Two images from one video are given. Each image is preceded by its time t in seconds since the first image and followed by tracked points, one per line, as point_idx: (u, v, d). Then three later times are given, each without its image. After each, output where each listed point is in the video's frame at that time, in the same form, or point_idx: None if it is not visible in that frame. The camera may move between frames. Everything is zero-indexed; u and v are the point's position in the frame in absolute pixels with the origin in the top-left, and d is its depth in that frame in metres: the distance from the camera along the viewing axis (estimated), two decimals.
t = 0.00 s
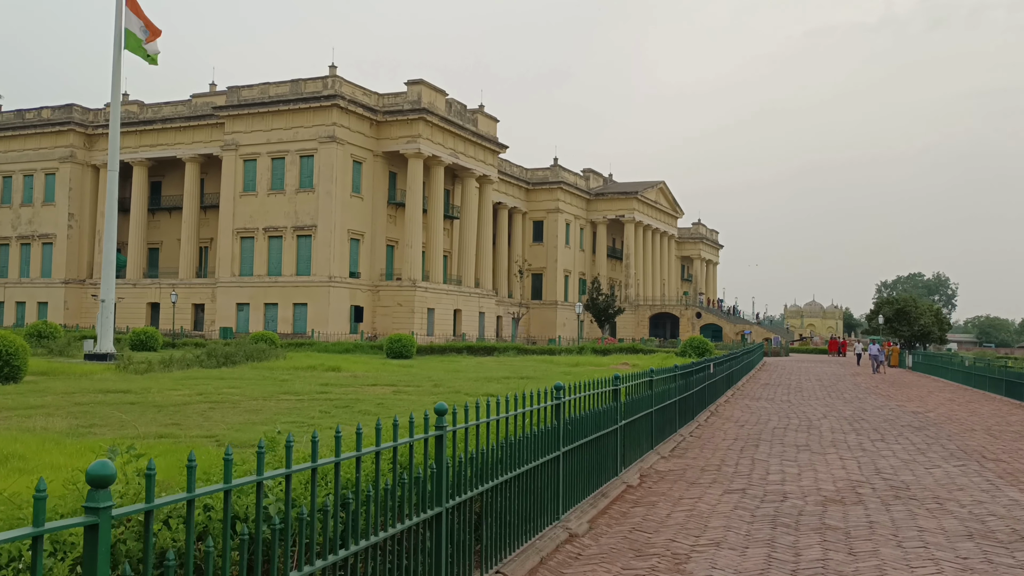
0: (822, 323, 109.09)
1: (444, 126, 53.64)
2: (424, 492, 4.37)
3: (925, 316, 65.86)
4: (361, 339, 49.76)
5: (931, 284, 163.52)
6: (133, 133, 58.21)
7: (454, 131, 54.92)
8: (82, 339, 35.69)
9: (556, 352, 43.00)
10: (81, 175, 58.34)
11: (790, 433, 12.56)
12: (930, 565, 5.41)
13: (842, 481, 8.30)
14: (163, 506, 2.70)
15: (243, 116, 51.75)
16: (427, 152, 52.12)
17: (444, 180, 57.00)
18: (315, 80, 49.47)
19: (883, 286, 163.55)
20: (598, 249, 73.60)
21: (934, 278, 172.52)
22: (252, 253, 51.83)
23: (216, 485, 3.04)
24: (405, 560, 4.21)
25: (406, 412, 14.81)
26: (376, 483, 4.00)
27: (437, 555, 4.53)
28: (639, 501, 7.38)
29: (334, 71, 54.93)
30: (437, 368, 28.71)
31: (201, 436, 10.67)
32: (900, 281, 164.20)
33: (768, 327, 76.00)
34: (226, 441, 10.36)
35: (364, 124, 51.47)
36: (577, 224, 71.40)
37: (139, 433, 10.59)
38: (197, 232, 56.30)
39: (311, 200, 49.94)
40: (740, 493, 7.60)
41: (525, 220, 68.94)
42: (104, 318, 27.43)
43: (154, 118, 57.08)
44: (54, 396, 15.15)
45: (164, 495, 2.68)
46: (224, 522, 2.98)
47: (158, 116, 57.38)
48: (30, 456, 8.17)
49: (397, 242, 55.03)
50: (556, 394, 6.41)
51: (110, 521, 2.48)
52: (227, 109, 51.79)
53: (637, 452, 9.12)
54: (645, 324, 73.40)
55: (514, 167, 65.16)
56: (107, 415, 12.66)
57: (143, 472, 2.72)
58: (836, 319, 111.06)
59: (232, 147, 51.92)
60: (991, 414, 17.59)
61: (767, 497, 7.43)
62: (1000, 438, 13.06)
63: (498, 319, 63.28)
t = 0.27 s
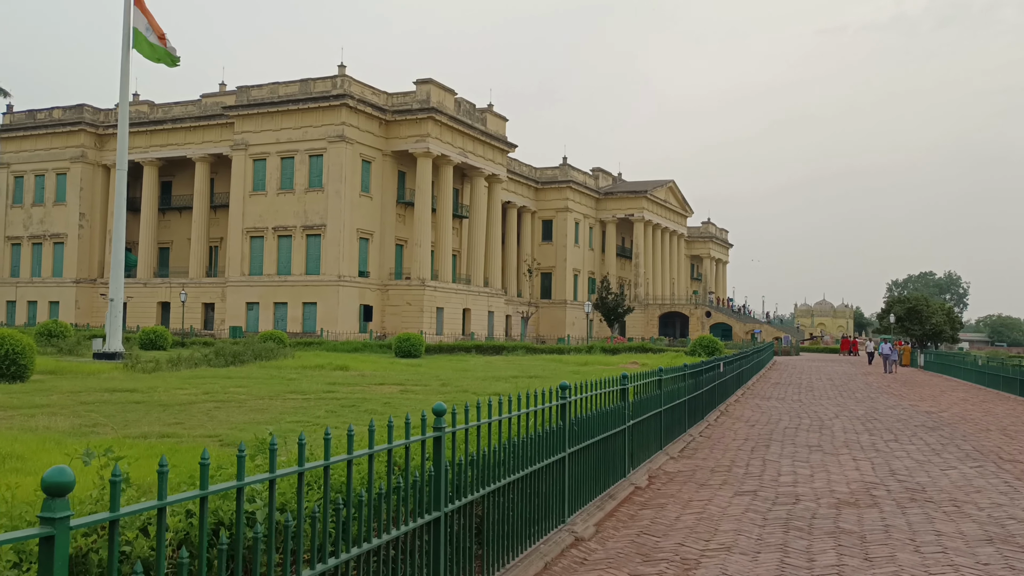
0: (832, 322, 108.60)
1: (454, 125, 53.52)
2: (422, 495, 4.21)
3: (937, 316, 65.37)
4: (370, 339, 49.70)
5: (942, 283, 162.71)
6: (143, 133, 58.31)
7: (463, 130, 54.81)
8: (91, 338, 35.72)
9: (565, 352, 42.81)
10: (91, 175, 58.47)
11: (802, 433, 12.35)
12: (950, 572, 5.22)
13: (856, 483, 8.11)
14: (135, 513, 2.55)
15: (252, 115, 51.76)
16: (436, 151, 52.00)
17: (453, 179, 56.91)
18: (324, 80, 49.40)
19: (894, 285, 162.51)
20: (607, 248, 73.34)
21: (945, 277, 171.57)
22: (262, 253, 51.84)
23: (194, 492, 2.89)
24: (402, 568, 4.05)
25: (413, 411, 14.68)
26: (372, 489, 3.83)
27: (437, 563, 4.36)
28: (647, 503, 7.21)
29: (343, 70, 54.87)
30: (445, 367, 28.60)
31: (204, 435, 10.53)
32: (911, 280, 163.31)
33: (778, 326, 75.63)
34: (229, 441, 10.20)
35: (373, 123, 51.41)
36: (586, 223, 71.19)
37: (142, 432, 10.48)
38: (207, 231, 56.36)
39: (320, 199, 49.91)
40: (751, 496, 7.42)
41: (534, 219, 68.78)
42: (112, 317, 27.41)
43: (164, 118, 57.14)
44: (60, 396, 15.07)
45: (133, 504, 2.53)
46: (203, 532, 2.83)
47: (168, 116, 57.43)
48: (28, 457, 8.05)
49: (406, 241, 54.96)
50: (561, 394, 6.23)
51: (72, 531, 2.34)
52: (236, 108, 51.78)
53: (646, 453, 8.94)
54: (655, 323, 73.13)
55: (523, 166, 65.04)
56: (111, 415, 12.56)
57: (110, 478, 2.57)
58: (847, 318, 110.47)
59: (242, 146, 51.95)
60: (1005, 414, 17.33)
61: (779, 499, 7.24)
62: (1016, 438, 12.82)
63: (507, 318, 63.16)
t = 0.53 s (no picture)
0: (844, 322, 107.94)
1: (463, 124, 53.34)
2: (419, 505, 4.00)
3: (951, 315, 64.83)
4: (379, 339, 49.56)
5: (955, 283, 161.62)
6: (153, 133, 58.35)
7: (472, 130, 54.62)
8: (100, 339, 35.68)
9: (575, 352, 42.54)
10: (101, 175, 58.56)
11: (814, 435, 12.09)
12: None
13: (873, 488, 7.87)
14: (92, 533, 2.37)
15: (261, 115, 51.72)
16: (445, 150, 51.83)
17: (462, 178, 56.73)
18: (333, 79, 49.29)
19: (907, 284, 161.27)
20: (617, 248, 73.00)
21: (958, 277, 170.38)
22: (271, 253, 51.80)
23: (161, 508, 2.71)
24: None
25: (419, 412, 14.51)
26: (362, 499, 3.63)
27: None
28: (657, 508, 6.99)
29: (352, 69, 54.76)
30: (454, 367, 28.41)
31: (205, 437, 10.36)
32: (924, 280, 162.18)
33: (789, 326, 75.15)
34: (231, 443, 10.01)
35: (382, 122, 51.28)
36: (596, 222, 70.89)
37: (144, 434, 10.34)
38: (216, 231, 56.37)
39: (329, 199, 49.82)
40: (764, 501, 7.19)
41: (543, 218, 68.53)
42: (120, 317, 27.32)
43: (173, 118, 57.16)
44: (64, 396, 14.94)
45: (88, 524, 2.34)
46: (173, 551, 2.67)
47: (177, 116, 57.45)
48: (26, 460, 7.90)
49: (415, 241, 54.82)
50: (567, 396, 6.02)
51: (15, 554, 2.17)
52: (245, 108, 51.75)
53: (656, 457, 8.73)
54: (665, 323, 72.77)
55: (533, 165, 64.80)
56: (115, 416, 12.42)
57: (63, 497, 2.40)
58: (859, 318, 109.75)
59: (251, 146, 51.91)
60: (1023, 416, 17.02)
61: (792, 505, 7.02)
62: None
63: (516, 318, 62.94)
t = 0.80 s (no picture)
0: (854, 322, 107.40)
1: (471, 124, 53.21)
2: (411, 514, 3.86)
3: (962, 315, 64.37)
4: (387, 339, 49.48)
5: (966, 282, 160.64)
6: (162, 133, 58.43)
7: (480, 129, 54.50)
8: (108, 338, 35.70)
9: (582, 352, 42.37)
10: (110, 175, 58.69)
11: (825, 436, 11.90)
12: None
13: (885, 492, 7.69)
14: (38, 552, 2.25)
15: (270, 115, 51.70)
16: (453, 150, 51.72)
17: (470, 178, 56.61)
18: (341, 79, 49.21)
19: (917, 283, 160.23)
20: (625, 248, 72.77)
21: (969, 276, 169.41)
22: (279, 253, 51.80)
23: (120, 521, 2.59)
24: None
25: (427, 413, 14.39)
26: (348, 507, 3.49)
27: None
28: (663, 513, 6.84)
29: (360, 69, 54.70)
30: (461, 367, 28.29)
31: (207, 439, 10.23)
32: (933, 279, 161.24)
33: (799, 326, 74.75)
34: (233, 445, 9.83)
35: (390, 122, 51.21)
36: (604, 222, 70.67)
37: (145, 435, 10.25)
38: (225, 231, 56.41)
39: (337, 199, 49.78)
40: (773, 505, 7.03)
41: (552, 218, 68.37)
42: (127, 317, 27.30)
43: (182, 118, 57.23)
44: (69, 397, 14.86)
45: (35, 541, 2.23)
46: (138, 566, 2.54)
47: (186, 116, 57.52)
48: (24, 461, 7.82)
49: (423, 241, 54.73)
50: (570, 398, 5.87)
51: None
52: (253, 108, 51.75)
53: (662, 459, 8.58)
54: (674, 322, 72.51)
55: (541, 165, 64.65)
56: (118, 418, 12.32)
57: (3, 514, 2.25)
58: (868, 317, 109.21)
59: (259, 146, 51.92)
60: None
61: (802, 510, 6.85)
62: None
63: (524, 318, 62.80)
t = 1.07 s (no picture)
0: (861, 321, 106.94)
1: (476, 123, 53.03)
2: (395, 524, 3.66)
3: (970, 314, 63.94)
4: (392, 339, 49.34)
5: (974, 282, 159.88)
6: (167, 133, 58.39)
7: (485, 128, 54.32)
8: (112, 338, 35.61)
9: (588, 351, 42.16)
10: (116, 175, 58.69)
11: (832, 438, 11.68)
12: None
13: (894, 496, 7.49)
14: None
15: (274, 114, 51.60)
16: (458, 149, 51.55)
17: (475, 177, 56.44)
18: (346, 78, 49.08)
19: (925, 283, 159.44)
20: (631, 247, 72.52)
21: (977, 276, 168.61)
22: (284, 252, 51.70)
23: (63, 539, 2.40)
24: None
25: (428, 414, 14.22)
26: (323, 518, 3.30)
27: None
28: (666, 518, 6.65)
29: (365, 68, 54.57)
30: (465, 367, 28.11)
31: (203, 441, 10.07)
32: (941, 278, 160.48)
33: (806, 325, 74.41)
34: (228, 447, 9.64)
35: (394, 121, 51.07)
36: (610, 221, 70.43)
37: (139, 437, 10.08)
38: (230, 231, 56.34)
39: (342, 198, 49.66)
40: (778, 510, 6.82)
41: (557, 217, 68.15)
42: (130, 316, 27.19)
43: (187, 117, 57.19)
44: (67, 397, 14.73)
45: None
46: None
47: (191, 115, 57.47)
48: (12, 464, 7.66)
49: (428, 240, 54.58)
50: (568, 401, 5.67)
51: None
52: (258, 107, 51.67)
53: (665, 462, 8.37)
54: (680, 322, 72.25)
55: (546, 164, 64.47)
56: (115, 418, 12.16)
57: None
58: (876, 317, 108.73)
59: (264, 145, 51.84)
60: None
61: (809, 515, 6.65)
62: None
63: (530, 317, 62.61)
